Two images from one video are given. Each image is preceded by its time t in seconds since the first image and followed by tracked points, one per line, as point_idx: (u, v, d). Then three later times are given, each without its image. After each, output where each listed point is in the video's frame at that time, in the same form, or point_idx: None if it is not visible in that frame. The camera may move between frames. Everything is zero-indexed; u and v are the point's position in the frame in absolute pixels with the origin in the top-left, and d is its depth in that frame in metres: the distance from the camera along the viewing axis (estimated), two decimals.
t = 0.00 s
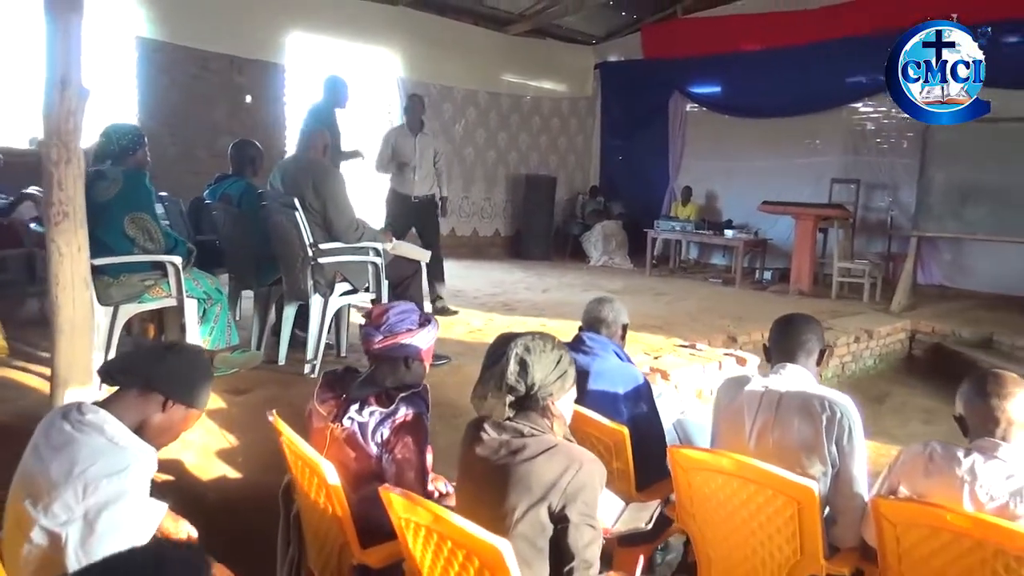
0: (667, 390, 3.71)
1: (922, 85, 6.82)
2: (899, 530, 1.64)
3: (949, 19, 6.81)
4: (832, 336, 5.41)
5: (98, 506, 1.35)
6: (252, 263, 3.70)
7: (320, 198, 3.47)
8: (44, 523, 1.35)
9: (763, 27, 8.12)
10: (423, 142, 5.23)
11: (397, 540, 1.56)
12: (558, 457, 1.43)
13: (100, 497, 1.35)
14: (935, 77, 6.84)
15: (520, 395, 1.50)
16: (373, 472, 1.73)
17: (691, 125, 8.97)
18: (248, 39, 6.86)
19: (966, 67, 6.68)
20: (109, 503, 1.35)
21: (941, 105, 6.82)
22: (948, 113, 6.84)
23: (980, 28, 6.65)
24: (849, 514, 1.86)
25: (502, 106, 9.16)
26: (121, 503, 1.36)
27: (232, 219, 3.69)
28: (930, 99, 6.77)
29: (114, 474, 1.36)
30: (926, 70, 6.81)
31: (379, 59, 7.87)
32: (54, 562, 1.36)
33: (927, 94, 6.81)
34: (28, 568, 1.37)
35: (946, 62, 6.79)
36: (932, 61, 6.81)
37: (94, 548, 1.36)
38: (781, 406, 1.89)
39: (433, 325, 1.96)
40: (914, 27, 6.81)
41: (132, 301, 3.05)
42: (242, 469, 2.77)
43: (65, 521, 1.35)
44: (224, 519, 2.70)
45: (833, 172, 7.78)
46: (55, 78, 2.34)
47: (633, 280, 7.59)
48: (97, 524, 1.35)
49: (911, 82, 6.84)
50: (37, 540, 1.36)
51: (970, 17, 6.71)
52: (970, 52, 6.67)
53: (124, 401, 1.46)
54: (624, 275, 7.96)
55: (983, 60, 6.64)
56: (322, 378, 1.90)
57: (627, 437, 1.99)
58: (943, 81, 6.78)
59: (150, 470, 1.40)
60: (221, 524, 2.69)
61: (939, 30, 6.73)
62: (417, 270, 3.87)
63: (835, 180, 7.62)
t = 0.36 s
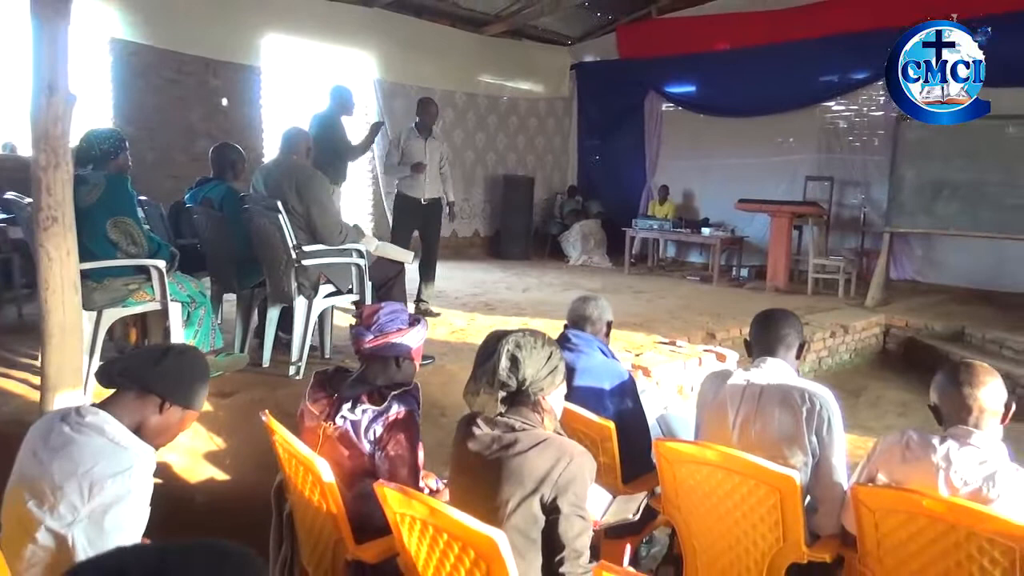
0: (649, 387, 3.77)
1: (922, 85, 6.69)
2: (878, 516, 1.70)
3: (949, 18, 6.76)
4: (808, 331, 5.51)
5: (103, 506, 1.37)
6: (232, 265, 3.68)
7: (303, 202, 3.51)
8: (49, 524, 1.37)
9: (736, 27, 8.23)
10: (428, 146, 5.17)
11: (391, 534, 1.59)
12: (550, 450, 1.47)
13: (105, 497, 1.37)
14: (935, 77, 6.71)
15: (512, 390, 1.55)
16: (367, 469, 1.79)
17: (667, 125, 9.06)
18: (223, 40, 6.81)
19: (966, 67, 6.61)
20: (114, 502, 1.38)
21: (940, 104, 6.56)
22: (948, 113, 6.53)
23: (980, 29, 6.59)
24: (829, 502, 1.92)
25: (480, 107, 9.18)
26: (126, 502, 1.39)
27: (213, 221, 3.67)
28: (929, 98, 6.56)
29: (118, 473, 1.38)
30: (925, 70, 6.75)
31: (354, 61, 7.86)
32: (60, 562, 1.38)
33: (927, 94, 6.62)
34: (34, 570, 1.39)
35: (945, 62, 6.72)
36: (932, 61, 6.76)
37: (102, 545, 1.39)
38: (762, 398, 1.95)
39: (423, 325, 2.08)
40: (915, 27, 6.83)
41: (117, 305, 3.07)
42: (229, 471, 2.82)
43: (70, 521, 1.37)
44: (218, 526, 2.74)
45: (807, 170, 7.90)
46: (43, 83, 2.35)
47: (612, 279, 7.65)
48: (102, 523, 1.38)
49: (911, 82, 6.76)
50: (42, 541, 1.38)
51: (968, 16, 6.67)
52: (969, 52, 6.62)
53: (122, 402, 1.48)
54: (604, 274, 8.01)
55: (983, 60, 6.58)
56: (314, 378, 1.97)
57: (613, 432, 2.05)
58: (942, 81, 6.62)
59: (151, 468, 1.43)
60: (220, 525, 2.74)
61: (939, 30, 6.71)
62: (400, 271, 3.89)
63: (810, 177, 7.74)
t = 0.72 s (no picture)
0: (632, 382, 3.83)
1: (923, 85, 6.61)
2: (846, 505, 1.76)
3: (948, 18, 6.72)
4: (790, 328, 5.58)
5: (100, 488, 1.41)
6: (219, 264, 3.71)
7: (290, 203, 3.55)
8: (50, 509, 1.41)
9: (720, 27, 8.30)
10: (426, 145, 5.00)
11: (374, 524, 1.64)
12: (527, 442, 1.52)
13: (101, 480, 1.41)
14: (935, 78, 6.66)
15: (491, 385, 1.60)
16: (351, 462, 1.86)
17: (652, 124, 9.13)
18: (206, 38, 6.80)
19: (966, 67, 6.64)
20: (110, 485, 1.42)
21: (941, 104, 6.48)
22: (948, 113, 6.43)
23: (980, 29, 6.59)
24: (800, 492, 1.99)
25: (466, 105, 9.21)
26: (122, 485, 1.43)
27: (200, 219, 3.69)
28: (930, 98, 6.46)
29: (112, 458, 1.42)
30: (926, 71, 6.70)
31: (341, 59, 7.86)
32: (64, 544, 1.43)
33: (927, 94, 6.52)
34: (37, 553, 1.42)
35: (945, 62, 6.73)
36: (932, 61, 6.74)
37: (102, 525, 1.43)
38: (736, 392, 2.01)
39: (405, 322, 2.10)
40: (915, 27, 6.75)
41: (103, 303, 3.09)
42: (216, 466, 2.84)
43: (69, 504, 1.41)
44: (213, 519, 2.80)
45: (790, 168, 7.98)
46: (31, 85, 2.37)
47: (598, 277, 7.71)
48: (101, 505, 1.42)
49: (911, 82, 6.68)
50: (44, 524, 1.41)
51: (968, 15, 6.64)
52: (969, 52, 6.64)
53: (110, 394, 1.53)
54: (590, 271, 8.06)
55: (983, 60, 6.61)
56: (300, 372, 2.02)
57: (592, 426, 2.11)
58: (943, 82, 6.59)
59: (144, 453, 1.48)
60: (208, 521, 2.80)
61: (940, 31, 6.66)
62: (386, 269, 3.93)
63: (793, 176, 7.82)
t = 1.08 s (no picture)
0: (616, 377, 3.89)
1: (922, 85, 6.52)
2: (816, 496, 1.83)
3: (949, 18, 6.73)
4: (774, 325, 5.66)
5: (100, 471, 1.50)
6: (208, 258, 3.74)
7: (279, 196, 3.59)
8: (50, 490, 1.49)
9: (710, 27, 8.36)
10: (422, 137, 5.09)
11: (358, 512, 1.69)
12: (507, 432, 1.58)
13: (101, 463, 1.50)
14: (935, 77, 6.55)
15: (472, 377, 1.65)
16: (336, 451, 1.92)
17: (640, 122, 9.19)
18: (195, 32, 6.80)
19: (966, 67, 6.57)
20: (110, 468, 1.51)
21: (941, 105, 6.42)
22: (948, 113, 6.38)
23: (980, 28, 6.60)
24: (773, 483, 2.05)
25: (457, 102, 9.24)
26: (120, 468, 1.52)
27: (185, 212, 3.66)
28: (930, 98, 6.41)
29: (112, 441, 1.52)
30: (926, 70, 6.57)
31: (331, 55, 7.88)
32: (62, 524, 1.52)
33: (927, 94, 6.46)
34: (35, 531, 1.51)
35: (945, 62, 6.60)
36: (932, 61, 6.59)
37: (100, 506, 1.52)
38: (713, 386, 2.09)
39: (390, 317, 2.15)
40: (914, 28, 6.66)
41: (93, 296, 3.12)
42: (205, 458, 2.89)
43: (69, 486, 1.49)
44: (201, 509, 2.83)
45: (777, 168, 8.05)
46: (23, 80, 2.40)
47: (586, 274, 7.77)
48: (99, 487, 1.50)
49: (911, 82, 6.57)
50: (42, 505, 1.49)
51: (968, 15, 6.66)
52: (970, 52, 6.57)
53: (110, 384, 1.61)
54: (579, 269, 8.11)
55: (984, 60, 6.58)
56: (287, 365, 2.09)
57: (573, 418, 2.18)
58: (943, 81, 6.51)
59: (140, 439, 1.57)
60: (195, 511, 2.82)
61: (940, 30, 6.54)
62: (373, 264, 3.97)
63: (779, 175, 7.89)
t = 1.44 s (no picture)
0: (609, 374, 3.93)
1: (922, 85, 6.55)
2: (802, 492, 1.86)
3: (949, 18, 6.74)
4: (766, 324, 5.70)
5: (99, 462, 1.53)
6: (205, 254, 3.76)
7: (274, 191, 3.63)
8: (49, 480, 1.51)
9: (705, 27, 8.39)
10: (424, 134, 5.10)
11: (352, 503, 1.72)
12: (499, 425, 1.62)
13: (100, 454, 1.53)
14: (935, 77, 6.59)
15: (465, 371, 1.68)
16: (331, 444, 1.96)
17: (635, 121, 9.22)
18: (190, 27, 6.80)
19: (966, 67, 6.60)
20: (108, 460, 1.54)
21: (940, 104, 6.45)
22: (949, 113, 6.43)
23: (980, 28, 6.61)
24: (761, 478, 2.10)
25: (452, 100, 9.24)
26: (119, 460, 1.55)
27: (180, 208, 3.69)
28: (930, 98, 6.42)
29: (111, 433, 1.54)
30: (926, 70, 6.59)
31: (327, 51, 7.88)
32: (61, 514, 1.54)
33: (927, 94, 6.48)
34: (35, 520, 1.53)
35: (945, 62, 6.63)
36: (932, 61, 6.61)
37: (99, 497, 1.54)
38: (702, 382, 2.14)
39: (385, 313, 2.21)
40: (915, 28, 6.65)
41: (89, 291, 3.15)
42: (200, 452, 2.91)
43: (69, 477, 1.51)
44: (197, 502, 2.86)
45: (771, 168, 8.09)
46: (24, 76, 2.42)
47: (580, 272, 7.80)
48: (98, 479, 1.53)
49: (911, 82, 6.60)
50: (42, 495, 1.51)
51: (968, 15, 6.67)
52: (970, 52, 6.59)
53: (110, 378, 1.64)
54: (573, 267, 8.13)
55: (983, 60, 6.61)
56: (284, 358, 2.12)
57: (565, 414, 2.21)
58: (943, 81, 6.56)
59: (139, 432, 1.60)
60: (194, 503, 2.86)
61: (940, 30, 6.55)
62: (368, 261, 4.00)
63: (773, 175, 7.93)
